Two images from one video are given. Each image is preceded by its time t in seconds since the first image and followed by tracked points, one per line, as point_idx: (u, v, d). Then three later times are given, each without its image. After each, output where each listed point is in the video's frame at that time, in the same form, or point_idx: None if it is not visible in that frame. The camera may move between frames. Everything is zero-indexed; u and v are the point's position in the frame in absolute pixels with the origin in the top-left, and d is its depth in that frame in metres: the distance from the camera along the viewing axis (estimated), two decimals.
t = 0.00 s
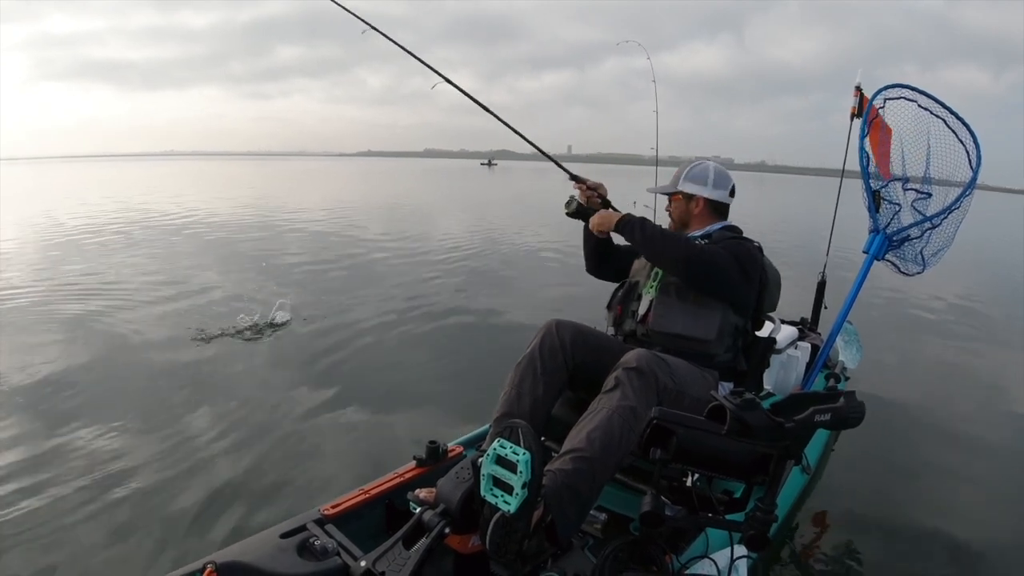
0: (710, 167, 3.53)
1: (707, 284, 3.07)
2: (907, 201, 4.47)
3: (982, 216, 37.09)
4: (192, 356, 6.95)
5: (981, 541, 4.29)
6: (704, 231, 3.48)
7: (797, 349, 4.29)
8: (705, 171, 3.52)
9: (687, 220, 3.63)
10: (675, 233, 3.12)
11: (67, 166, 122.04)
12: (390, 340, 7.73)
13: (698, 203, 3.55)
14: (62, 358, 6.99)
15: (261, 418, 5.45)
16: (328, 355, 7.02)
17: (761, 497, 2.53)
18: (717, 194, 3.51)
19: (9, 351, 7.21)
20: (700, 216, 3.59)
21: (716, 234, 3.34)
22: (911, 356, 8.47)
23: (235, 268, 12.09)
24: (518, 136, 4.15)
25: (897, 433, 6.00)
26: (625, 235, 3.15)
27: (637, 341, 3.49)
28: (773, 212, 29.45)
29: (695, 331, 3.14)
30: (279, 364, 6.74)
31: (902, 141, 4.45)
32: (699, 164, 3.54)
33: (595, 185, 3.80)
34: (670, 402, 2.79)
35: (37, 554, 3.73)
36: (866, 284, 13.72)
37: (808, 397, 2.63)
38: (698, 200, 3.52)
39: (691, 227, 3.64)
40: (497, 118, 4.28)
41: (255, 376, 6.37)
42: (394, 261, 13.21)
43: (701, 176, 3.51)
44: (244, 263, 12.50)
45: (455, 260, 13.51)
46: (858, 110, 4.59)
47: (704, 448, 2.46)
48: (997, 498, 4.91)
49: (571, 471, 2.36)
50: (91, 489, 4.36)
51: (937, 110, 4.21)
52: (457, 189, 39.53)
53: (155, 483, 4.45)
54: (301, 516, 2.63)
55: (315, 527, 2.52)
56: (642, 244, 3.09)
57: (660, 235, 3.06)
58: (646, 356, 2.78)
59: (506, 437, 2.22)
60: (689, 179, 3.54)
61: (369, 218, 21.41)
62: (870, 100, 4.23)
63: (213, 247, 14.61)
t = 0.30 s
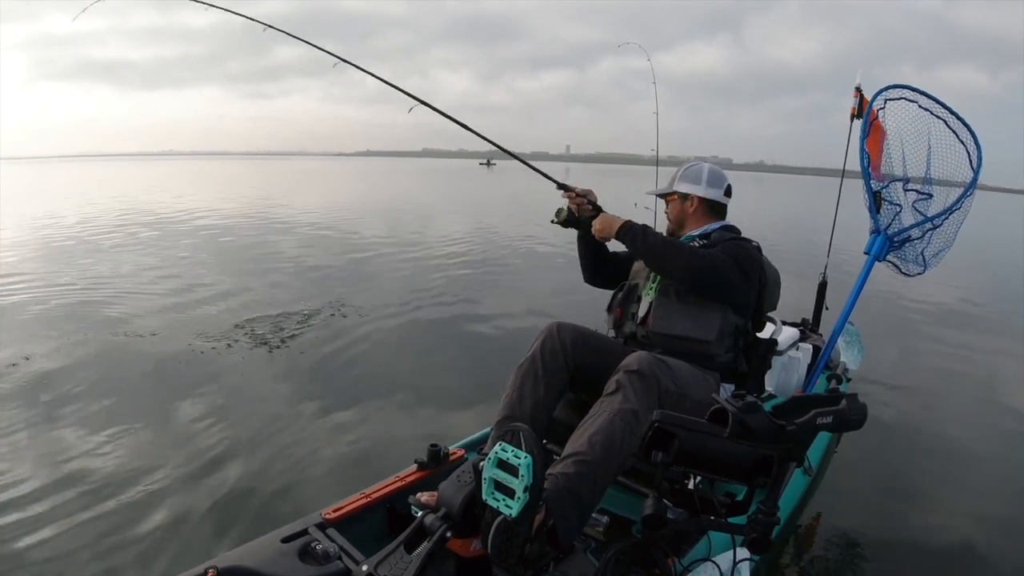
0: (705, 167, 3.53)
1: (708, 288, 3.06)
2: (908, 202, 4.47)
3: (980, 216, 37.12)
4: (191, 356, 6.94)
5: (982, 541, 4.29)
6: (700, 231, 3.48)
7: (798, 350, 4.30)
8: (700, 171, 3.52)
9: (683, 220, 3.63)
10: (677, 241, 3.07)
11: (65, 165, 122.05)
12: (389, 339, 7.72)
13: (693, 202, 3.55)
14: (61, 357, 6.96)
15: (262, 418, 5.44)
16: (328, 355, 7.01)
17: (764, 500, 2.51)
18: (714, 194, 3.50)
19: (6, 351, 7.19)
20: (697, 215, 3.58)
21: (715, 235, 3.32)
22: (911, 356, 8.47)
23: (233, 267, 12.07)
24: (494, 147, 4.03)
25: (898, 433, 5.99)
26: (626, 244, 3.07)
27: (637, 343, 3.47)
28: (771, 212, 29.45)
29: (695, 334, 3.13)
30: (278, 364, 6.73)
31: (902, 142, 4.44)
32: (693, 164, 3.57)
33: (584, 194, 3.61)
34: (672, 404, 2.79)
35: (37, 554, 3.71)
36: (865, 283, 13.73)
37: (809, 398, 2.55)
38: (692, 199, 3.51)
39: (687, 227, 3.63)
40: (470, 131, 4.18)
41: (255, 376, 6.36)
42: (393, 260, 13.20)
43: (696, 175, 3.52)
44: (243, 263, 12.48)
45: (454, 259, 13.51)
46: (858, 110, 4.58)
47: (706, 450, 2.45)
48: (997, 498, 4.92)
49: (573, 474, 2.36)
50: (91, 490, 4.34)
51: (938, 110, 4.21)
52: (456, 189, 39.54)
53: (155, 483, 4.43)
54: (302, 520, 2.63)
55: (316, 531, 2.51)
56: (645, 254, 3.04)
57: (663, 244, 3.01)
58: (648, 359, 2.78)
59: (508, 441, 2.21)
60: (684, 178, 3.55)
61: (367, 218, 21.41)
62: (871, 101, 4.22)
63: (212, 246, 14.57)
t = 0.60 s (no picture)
0: (703, 168, 3.54)
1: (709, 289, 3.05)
2: (907, 202, 4.47)
3: (979, 215, 37.17)
4: (188, 355, 6.92)
5: (982, 541, 4.29)
6: (700, 230, 3.47)
7: (799, 352, 4.29)
8: (698, 171, 3.53)
9: (682, 221, 3.62)
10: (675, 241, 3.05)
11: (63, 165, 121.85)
12: (388, 339, 7.71)
13: (691, 202, 3.54)
14: (60, 358, 6.93)
15: (262, 418, 5.42)
16: (326, 354, 7.00)
17: (766, 501, 2.50)
18: (712, 194, 3.50)
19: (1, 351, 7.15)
20: (695, 215, 3.57)
21: (714, 236, 3.31)
22: (910, 356, 8.47)
23: (230, 266, 12.05)
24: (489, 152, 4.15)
25: (898, 433, 5.99)
26: (625, 242, 3.05)
27: (638, 345, 3.47)
28: (770, 212, 29.44)
29: (695, 335, 3.13)
30: (276, 363, 6.71)
31: (901, 142, 4.44)
32: (692, 166, 3.58)
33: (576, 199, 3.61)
34: (674, 406, 2.78)
35: (37, 557, 3.70)
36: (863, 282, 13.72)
37: (811, 399, 2.54)
38: (691, 199, 3.51)
39: (686, 227, 3.62)
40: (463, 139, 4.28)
41: (254, 376, 6.34)
42: (390, 259, 13.18)
43: (694, 176, 3.52)
44: (242, 262, 12.45)
45: (452, 259, 13.49)
46: (857, 111, 4.58)
47: (708, 451, 2.45)
48: (997, 498, 4.91)
49: (575, 476, 2.35)
50: (90, 492, 4.32)
51: (938, 110, 4.20)
52: (453, 188, 39.49)
53: (155, 485, 4.42)
54: (304, 523, 2.62)
55: (318, 534, 2.51)
56: (644, 254, 3.02)
57: (662, 244, 3.00)
58: (649, 360, 2.77)
59: (510, 443, 2.21)
60: (683, 179, 3.54)
61: (365, 217, 21.38)
62: (870, 101, 4.22)
63: (210, 245, 14.54)
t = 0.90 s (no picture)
0: (697, 169, 3.55)
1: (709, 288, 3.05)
2: (907, 203, 4.47)
3: (976, 216, 37.22)
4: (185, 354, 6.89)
5: (982, 541, 4.29)
6: (697, 231, 3.47)
7: (799, 353, 4.29)
8: (692, 172, 3.54)
9: (679, 222, 3.62)
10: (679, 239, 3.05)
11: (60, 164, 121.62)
12: (386, 338, 7.70)
13: (688, 202, 3.54)
14: (58, 355, 6.90)
15: (261, 417, 5.41)
16: (324, 353, 6.99)
17: (767, 501, 2.50)
18: (707, 194, 3.51)
19: None
20: (691, 216, 3.57)
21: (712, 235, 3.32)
22: (909, 356, 8.47)
23: (227, 264, 12.00)
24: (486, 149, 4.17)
25: (897, 433, 5.99)
26: (632, 240, 3.02)
27: (638, 346, 3.47)
28: (768, 212, 29.47)
29: (695, 335, 3.12)
30: (274, 362, 6.68)
31: (901, 142, 4.44)
32: (687, 167, 3.59)
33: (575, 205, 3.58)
34: (674, 406, 2.78)
35: (36, 557, 3.68)
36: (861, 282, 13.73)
37: (811, 399, 2.54)
38: (686, 199, 3.51)
39: (682, 229, 3.62)
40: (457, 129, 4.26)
41: (253, 375, 6.32)
42: (388, 258, 13.16)
43: (689, 176, 3.53)
44: (241, 260, 12.42)
45: (450, 257, 13.47)
46: (857, 111, 4.58)
47: (708, 452, 2.46)
48: (997, 498, 4.92)
49: (575, 477, 2.35)
50: (89, 490, 4.30)
51: (938, 111, 4.21)
52: (451, 187, 39.44)
53: (155, 484, 4.40)
54: (304, 524, 2.62)
55: (319, 536, 2.50)
56: (648, 252, 3.01)
57: (666, 241, 2.99)
58: (649, 361, 2.77)
59: (510, 444, 2.21)
60: (677, 180, 3.55)
61: (362, 216, 21.35)
62: (870, 102, 4.22)
63: (209, 243, 14.50)
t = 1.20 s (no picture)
0: (695, 170, 3.55)
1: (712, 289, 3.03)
2: (907, 203, 4.47)
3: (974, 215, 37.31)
4: (183, 352, 6.88)
5: (982, 541, 4.30)
6: (695, 232, 3.48)
7: (799, 353, 4.29)
8: (690, 173, 3.54)
9: (677, 223, 3.61)
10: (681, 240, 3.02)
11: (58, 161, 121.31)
12: (384, 336, 7.69)
13: (686, 204, 3.54)
14: (55, 353, 6.88)
15: (259, 416, 5.39)
16: (323, 352, 6.98)
17: (767, 502, 2.50)
18: (705, 195, 3.51)
19: None
20: (691, 216, 3.57)
21: (711, 236, 3.32)
22: (907, 356, 8.49)
23: (225, 262, 11.99)
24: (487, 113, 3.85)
25: (896, 433, 6.00)
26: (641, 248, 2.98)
27: (639, 347, 3.47)
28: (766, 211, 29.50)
29: (696, 335, 3.12)
30: (272, 360, 6.67)
31: (901, 143, 4.44)
32: (685, 168, 3.58)
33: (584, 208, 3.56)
34: (674, 407, 2.78)
35: (35, 559, 3.67)
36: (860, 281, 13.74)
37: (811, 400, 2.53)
38: (684, 201, 3.51)
39: (682, 230, 3.61)
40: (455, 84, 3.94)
41: (251, 374, 6.30)
42: (386, 256, 13.14)
43: (686, 177, 3.53)
44: (238, 257, 12.39)
45: (448, 256, 13.47)
46: (857, 111, 4.58)
47: (708, 453, 2.45)
48: (996, 498, 4.93)
49: (575, 479, 2.35)
50: (88, 491, 4.28)
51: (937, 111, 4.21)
52: (449, 184, 39.41)
53: (152, 484, 4.38)
54: (304, 526, 2.61)
55: (319, 536, 2.50)
56: (655, 259, 3.00)
57: (669, 245, 2.95)
58: (649, 363, 2.77)
59: (509, 445, 2.20)
60: (675, 181, 3.54)
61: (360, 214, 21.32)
62: (870, 103, 4.22)
63: (206, 240, 14.45)
